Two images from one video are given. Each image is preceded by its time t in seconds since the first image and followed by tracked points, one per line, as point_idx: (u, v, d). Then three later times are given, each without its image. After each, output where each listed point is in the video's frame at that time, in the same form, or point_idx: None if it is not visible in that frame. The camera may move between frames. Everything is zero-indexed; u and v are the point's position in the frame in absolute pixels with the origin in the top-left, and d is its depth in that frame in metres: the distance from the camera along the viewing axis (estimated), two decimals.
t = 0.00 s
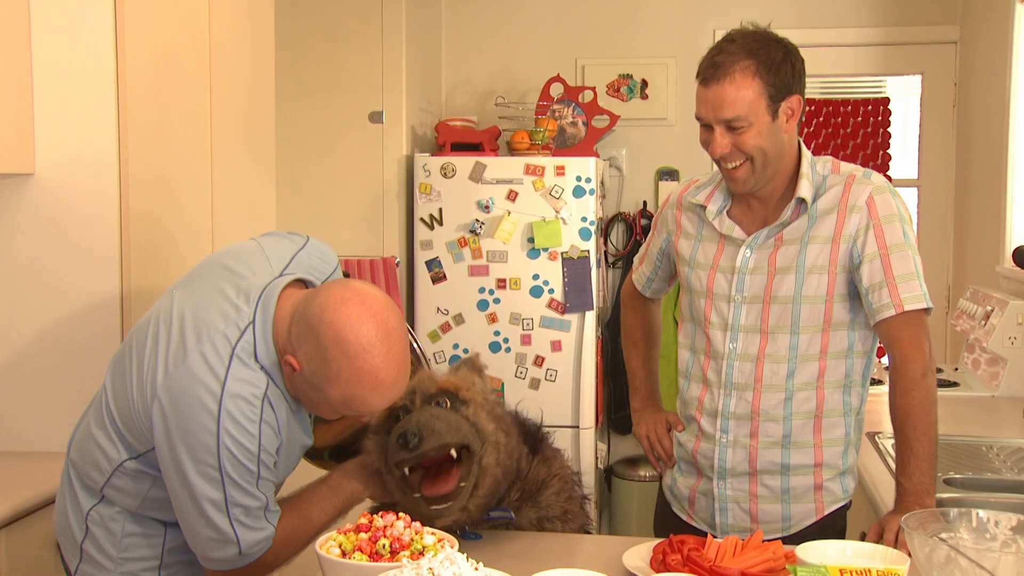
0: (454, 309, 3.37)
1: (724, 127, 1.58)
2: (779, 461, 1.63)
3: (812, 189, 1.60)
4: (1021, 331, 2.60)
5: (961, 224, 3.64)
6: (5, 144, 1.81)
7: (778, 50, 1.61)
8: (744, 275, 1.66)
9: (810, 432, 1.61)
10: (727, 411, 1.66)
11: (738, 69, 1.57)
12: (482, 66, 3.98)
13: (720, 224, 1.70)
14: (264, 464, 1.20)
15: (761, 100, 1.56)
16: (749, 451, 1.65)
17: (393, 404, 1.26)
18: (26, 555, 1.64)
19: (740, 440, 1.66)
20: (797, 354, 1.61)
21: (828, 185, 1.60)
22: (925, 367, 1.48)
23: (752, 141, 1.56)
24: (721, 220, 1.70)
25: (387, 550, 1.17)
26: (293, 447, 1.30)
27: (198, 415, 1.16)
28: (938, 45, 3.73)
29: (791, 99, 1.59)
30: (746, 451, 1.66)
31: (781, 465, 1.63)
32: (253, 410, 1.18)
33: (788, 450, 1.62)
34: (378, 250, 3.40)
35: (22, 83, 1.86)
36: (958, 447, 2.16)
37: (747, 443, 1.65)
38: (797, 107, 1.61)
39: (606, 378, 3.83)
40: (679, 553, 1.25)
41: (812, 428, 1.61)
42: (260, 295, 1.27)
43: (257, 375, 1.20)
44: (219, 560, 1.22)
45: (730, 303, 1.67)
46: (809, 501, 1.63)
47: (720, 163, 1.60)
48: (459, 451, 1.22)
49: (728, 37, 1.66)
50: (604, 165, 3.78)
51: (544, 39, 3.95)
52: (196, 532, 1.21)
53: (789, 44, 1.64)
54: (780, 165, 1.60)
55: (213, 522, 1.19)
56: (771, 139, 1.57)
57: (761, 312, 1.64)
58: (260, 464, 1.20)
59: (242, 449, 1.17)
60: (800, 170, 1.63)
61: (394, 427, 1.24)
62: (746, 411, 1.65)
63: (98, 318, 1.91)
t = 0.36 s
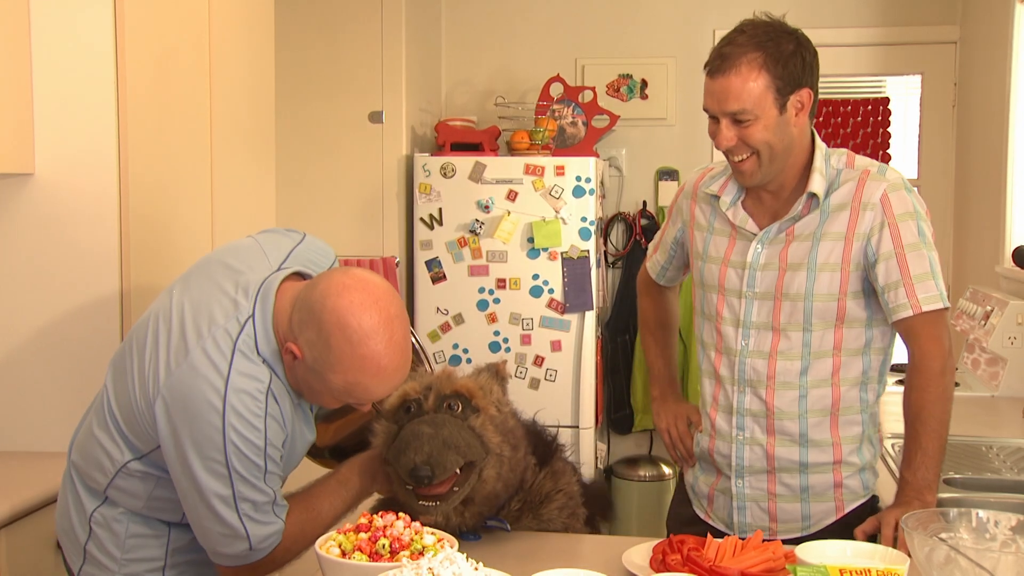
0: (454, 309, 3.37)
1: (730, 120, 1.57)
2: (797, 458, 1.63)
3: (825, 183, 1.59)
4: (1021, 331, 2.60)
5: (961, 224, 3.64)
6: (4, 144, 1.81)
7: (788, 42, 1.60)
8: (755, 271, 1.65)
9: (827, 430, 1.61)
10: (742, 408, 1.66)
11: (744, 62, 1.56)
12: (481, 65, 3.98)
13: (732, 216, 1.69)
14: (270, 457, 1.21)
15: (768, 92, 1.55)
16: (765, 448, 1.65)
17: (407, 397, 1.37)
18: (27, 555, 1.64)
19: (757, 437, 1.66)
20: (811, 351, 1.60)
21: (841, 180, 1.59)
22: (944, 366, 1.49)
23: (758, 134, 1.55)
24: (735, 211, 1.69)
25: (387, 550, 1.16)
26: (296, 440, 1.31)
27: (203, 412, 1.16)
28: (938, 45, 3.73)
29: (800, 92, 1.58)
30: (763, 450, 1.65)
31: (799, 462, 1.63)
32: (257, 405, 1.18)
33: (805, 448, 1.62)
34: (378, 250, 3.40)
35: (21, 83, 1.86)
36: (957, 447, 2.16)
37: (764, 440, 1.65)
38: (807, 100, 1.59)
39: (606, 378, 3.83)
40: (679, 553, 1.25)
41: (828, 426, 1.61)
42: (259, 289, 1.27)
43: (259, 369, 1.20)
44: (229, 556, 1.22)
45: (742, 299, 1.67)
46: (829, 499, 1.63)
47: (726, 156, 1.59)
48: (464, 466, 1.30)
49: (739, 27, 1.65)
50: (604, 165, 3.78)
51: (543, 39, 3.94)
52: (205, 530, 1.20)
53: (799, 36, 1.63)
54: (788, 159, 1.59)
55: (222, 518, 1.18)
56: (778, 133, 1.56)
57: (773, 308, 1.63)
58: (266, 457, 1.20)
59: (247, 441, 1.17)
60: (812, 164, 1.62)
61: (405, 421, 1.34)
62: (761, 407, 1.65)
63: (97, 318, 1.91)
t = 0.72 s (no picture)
0: (454, 309, 3.37)
1: (735, 144, 1.56)
2: (800, 469, 1.63)
3: (834, 206, 1.56)
4: (1021, 331, 2.60)
5: (961, 223, 3.64)
6: (5, 143, 1.81)
7: (793, 63, 1.59)
8: (767, 285, 1.65)
9: (832, 442, 1.61)
10: (750, 418, 1.68)
11: (745, 86, 1.55)
12: (481, 66, 3.98)
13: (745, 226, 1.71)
14: (262, 438, 1.20)
15: (772, 115, 1.54)
16: (770, 458, 1.66)
17: (411, 396, 1.35)
18: (27, 555, 1.64)
19: (762, 448, 1.67)
20: (818, 369, 1.59)
21: (851, 202, 1.56)
22: (965, 387, 1.47)
23: (764, 159, 1.55)
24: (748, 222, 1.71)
25: (386, 550, 1.16)
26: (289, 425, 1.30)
27: (196, 392, 1.16)
28: (937, 46, 3.73)
29: (806, 113, 1.57)
30: (768, 459, 1.66)
31: (802, 473, 1.63)
32: (250, 383, 1.19)
33: (809, 459, 1.62)
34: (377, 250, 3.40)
35: (22, 85, 1.86)
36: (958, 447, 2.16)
37: (769, 450, 1.66)
38: (814, 122, 1.57)
39: (606, 378, 3.83)
40: (679, 553, 1.25)
41: (834, 439, 1.60)
42: (247, 269, 1.27)
43: (252, 347, 1.21)
44: (220, 541, 1.21)
45: (755, 311, 1.68)
46: (831, 509, 1.62)
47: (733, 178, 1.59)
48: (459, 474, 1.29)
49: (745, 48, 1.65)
50: (604, 166, 3.79)
51: (543, 40, 3.94)
52: (196, 515, 1.20)
53: (806, 54, 1.62)
54: (795, 181, 1.58)
55: (213, 502, 1.18)
56: (783, 157, 1.56)
57: (781, 323, 1.63)
58: (257, 437, 1.20)
59: (239, 420, 1.17)
60: (825, 181, 1.60)
61: (407, 419, 1.32)
62: (767, 419, 1.65)
63: (97, 317, 1.91)
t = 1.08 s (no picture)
0: (454, 309, 3.38)
1: (748, 103, 1.57)
2: (790, 462, 1.61)
3: (825, 188, 1.57)
4: (1019, 331, 2.60)
5: (959, 224, 3.64)
6: (7, 144, 1.81)
7: (811, 34, 1.60)
8: (755, 273, 1.64)
9: (821, 435, 1.59)
10: (738, 408, 1.66)
11: (764, 49, 1.57)
12: (480, 66, 3.99)
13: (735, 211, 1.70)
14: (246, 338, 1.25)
15: (786, 79, 1.56)
16: (760, 449, 1.64)
17: (425, 395, 1.38)
18: (29, 554, 1.65)
19: (752, 438, 1.65)
20: (807, 356, 1.58)
21: (842, 186, 1.58)
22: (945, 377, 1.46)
23: (775, 122, 1.55)
24: (740, 207, 1.69)
25: (386, 550, 1.17)
26: (279, 347, 1.34)
27: (175, 293, 1.22)
28: (935, 46, 3.74)
29: (817, 83, 1.58)
30: (758, 450, 1.64)
31: (792, 466, 1.61)
32: (226, 283, 1.25)
33: (798, 451, 1.60)
34: (377, 250, 3.40)
35: (23, 86, 1.87)
36: (956, 447, 2.16)
37: (759, 440, 1.64)
38: (824, 94, 1.59)
39: (605, 378, 3.83)
40: (678, 552, 1.25)
41: (822, 432, 1.59)
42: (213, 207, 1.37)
43: (224, 252, 1.28)
44: (216, 449, 1.20)
45: (741, 299, 1.66)
46: (819, 505, 1.61)
47: (738, 142, 1.59)
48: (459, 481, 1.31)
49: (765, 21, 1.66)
50: (603, 166, 3.79)
51: (543, 40, 3.95)
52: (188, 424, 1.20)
53: (821, 32, 1.64)
54: (800, 152, 1.58)
55: (203, 402, 1.19)
56: (794, 123, 1.56)
57: (770, 310, 1.62)
58: (241, 336, 1.24)
59: (219, 314, 1.22)
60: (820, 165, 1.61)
61: (418, 418, 1.36)
62: (756, 408, 1.63)
63: (99, 318, 1.92)
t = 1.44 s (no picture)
0: (454, 309, 3.39)
1: (722, 91, 1.61)
2: (776, 448, 1.61)
3: (800, 175, 1.60)
4: (1016, 331, 2.61)
5: (957, 225, 3.66)
6: (10, 146, 1.82)
7: (786, 30, 1.64)
8: (736, 263, 1.65)
9: (806, 419, 1.59)
10: (726, 396, 1.66)
11: (738, 41, 1.62)
12: (480, 68, 4.00)
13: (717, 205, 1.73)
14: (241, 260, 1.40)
15: (758, 68, 1.60)
16: (748, 437, 1.64)
17: (428, 398, 1.38)
18: (32, 554, 1.66)
19: (740, 424, 1.65)
20: (789, 340, 1.59)
21: (817, 175, 1.60)
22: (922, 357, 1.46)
23: (747, 108, 1.59)
24: (723, 201, 1.72)
25: (386, 549, 1.18)
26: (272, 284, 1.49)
27: (164, 243, 1.37)
28: (933, 48, 3.75)
29: (790, 74, 1.61)
30: (745, 437, 1.64)
31: (778, 452, 1.61)
32: (209, 226, 1.41)
33: (784, 437, 1.60)
34: (377, 251, 3.41)
35: (26, 89, 1.88)
36: (953, 447, 2.18)
37: (746, 427, 1.64)
38: (797, 84, 1.62)
39: (604, 379, 3.85)
40: (677, 552, 1.27)
41: (807, 416, 1.59)
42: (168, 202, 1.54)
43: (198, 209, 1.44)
44: (261, 343, 1.33)
45: (724, 290, 1.67)
46: (806, 491, 1.60)
47: (714, 128, 1.63)
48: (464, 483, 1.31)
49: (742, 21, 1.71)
50: (603, 167, 3.80)
51: (542, 42, 3.96)
52: (221, 336, 1.33)
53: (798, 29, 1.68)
54: (774, 140, 1.62)
55: (226, 309, 1.34)
56: (767, 111, 1.60)
57: (752, 297, 1.63)
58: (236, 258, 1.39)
59: (207, 245, 1.38)
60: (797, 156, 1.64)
61: (421, 421, 1.37)
62: (743, 394, 1.64)
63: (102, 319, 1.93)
